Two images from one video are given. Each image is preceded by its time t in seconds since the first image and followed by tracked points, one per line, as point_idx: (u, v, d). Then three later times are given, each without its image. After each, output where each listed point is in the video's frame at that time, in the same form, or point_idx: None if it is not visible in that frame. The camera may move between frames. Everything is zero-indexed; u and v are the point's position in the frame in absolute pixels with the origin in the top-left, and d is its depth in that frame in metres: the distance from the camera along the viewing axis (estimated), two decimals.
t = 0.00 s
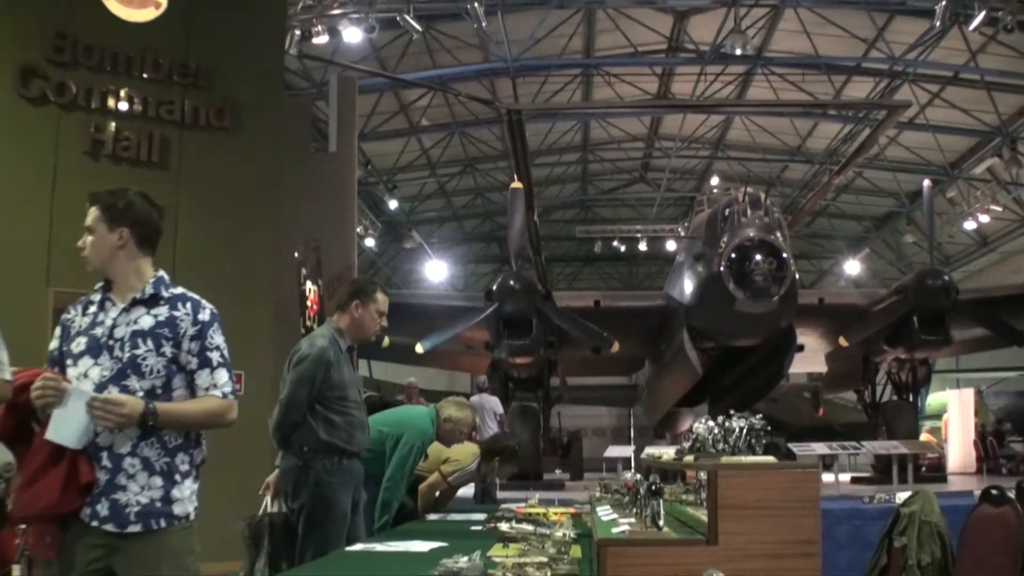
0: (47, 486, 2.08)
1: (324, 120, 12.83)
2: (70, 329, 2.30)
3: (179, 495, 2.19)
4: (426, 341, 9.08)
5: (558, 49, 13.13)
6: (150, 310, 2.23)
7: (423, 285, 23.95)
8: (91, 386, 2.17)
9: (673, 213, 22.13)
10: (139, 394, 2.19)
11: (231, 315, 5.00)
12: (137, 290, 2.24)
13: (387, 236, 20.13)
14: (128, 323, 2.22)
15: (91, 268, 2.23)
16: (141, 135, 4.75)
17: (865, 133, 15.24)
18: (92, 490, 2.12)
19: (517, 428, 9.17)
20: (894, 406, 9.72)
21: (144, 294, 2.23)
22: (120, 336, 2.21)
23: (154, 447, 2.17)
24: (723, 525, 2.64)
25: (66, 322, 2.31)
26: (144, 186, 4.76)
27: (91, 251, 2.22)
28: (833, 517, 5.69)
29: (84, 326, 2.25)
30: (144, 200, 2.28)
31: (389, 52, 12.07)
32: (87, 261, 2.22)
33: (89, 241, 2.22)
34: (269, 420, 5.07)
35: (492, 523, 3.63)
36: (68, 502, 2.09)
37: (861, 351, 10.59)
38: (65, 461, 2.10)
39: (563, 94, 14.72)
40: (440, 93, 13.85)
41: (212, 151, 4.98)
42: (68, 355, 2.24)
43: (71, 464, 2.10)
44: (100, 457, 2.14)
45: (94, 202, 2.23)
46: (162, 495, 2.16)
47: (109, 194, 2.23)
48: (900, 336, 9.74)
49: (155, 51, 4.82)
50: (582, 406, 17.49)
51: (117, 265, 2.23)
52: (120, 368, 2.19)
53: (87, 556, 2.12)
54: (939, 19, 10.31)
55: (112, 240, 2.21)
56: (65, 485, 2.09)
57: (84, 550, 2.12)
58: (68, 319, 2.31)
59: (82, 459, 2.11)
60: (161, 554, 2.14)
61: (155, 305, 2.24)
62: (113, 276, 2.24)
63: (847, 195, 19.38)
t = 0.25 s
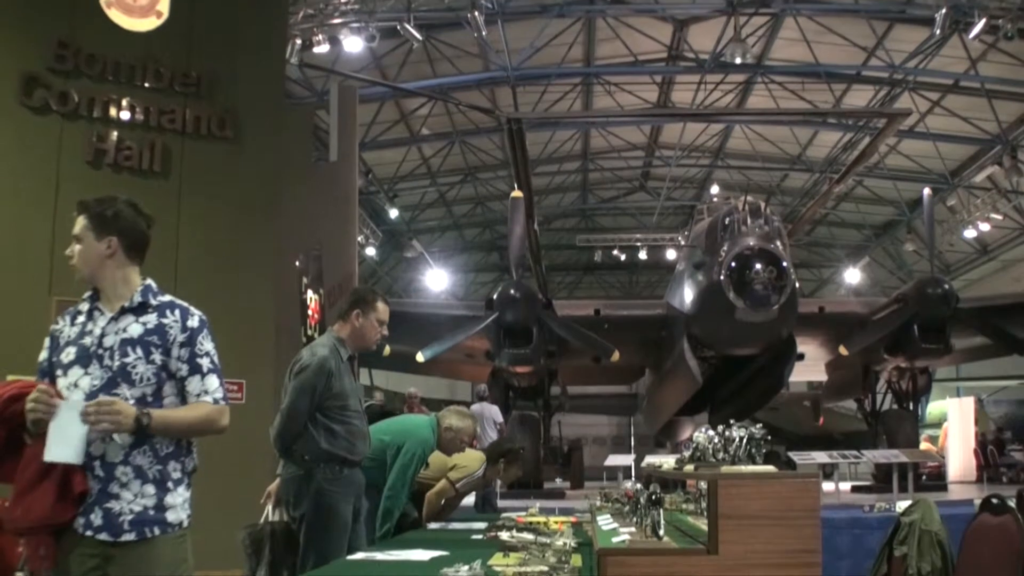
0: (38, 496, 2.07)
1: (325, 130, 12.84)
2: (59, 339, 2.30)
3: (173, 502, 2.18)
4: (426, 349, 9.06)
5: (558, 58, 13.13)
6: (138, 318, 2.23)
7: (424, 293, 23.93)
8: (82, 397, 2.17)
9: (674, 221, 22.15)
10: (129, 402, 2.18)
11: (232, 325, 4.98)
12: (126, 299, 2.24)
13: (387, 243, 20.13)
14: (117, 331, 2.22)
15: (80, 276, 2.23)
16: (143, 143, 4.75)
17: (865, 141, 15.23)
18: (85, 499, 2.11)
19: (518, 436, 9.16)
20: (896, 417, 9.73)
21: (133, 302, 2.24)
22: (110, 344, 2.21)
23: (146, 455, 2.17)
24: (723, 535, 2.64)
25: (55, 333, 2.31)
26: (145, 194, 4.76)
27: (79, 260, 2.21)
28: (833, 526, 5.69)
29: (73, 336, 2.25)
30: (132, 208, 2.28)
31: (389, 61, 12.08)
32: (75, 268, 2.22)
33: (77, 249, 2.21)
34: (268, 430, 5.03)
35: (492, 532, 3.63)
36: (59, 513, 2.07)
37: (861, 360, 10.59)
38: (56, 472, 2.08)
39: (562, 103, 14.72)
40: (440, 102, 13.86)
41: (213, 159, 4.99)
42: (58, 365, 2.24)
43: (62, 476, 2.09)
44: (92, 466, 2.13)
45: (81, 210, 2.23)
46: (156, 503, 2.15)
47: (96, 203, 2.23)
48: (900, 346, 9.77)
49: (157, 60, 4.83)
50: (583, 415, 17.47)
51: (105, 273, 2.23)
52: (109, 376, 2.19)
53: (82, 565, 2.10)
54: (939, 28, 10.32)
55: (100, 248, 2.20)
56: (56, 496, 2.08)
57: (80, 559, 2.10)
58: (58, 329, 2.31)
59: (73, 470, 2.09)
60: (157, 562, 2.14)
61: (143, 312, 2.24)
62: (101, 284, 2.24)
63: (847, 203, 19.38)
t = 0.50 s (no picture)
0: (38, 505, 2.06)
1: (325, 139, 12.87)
2: (50, 346, 2.28)
3: (175, 507, 2.19)
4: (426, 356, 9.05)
5: (557, 66, 13.15)
6: (133, 325, 2.23)
7: (424, 300, 23.94)
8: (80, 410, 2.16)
9: (674, 228, 22.16)
10: (128, 409, 2.19)
11: (232, 332, 4.98)
12: (121, 305, 2.24)
13: (388, 249, 20.15)
14: (112, 339, 2.21)
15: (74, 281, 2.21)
16: (144, 151, 4.76)
17: (865, 148, 15.24)
18: (87, 509, 2.11)
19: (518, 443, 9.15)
20: (896, 425, 9.73)
21: (127, 308, 2.23)
22: (105, 352, 2.20)
23: (146, 462, 2.17)
24: (723, 543, 2.65)
25: (45, 340, 2.29)
26: (146, 203, 4.76)
27: (74, 266, 2.20)
28: (833, 534, 5.68)
29: (65, 344, 2.23)
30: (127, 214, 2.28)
31: (390, 68, 12.10)
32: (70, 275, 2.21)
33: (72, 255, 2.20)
34: (268, 439, 5.01)
35: (492, 540, 3.63)
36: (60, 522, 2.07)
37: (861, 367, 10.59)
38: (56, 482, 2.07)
39: (563, 110, 14.73)
40: (440, 109, 13.87)
41: (214, 167, 4.99)
42: (53, 373, 2.22)
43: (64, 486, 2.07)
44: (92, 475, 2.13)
45: (75, 215, 2.21)
46: (158, 508, 2.16)
47: (91, 209, 2.23)
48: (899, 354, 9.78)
49: (159, 69, 4.85)
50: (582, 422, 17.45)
51: (102, 279, 2.22)
52: (107, 385, 2.18)
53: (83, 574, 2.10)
54: (938, 35, 10.33)
55: (94, 254, 2.20)
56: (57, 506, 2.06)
57: (78, 564, 2.09)
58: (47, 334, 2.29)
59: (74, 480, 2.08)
60: (156, 569, 2.14)
61: (138, 319, 2.24)
62: (96, 290, 2.24)
63: (847, 210, 19.39)
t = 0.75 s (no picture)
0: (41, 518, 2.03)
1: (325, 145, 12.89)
2: (43, 351, 2.24)
3: (177, 515, 2.19)
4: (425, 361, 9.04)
5: (557, 73, 13.18)
6: (134, 330, 2.22)
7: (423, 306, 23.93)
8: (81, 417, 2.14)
9: (674, 234, 22.17)
10: (131, 417, 2.17)
11: (233, 338, 4.93)
12: (122, 311, 2.23)
13: (388, 254, 20.15)
14: (112, 345, 2.19)
15: (74, 284, 2.19)
16: (143, 157, 4.72)
17: (865, 154, 15.25)
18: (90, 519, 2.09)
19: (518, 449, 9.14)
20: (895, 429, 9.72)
21: (128, 314, 2.22)
22: (106, 359, 2.18)
23: (149, 471, 2.16)
24: (723, 548, 2.66)
25: (39, 344, 2.24)
26: (146, 208, 4.72)
27: (76, 268, 2.18)
28: (833, 540, 5.67)
29: (62, 350, 2.19)
30: (131, 218, 2.27)
31: (390, 75, 12.12)
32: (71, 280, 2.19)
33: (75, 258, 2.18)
34: (268, 446, 4.96)
35: (492, 546, 3.63)
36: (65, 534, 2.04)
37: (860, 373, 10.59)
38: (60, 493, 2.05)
39: (562, 116, 14.75)
40: (440, 116, 13.90)
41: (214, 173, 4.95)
42: (50, 380, 2.18)
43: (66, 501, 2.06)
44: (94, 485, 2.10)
45: (79, 216, 2.20)
46: (162, 516, 2.15)
47: (97, 211, 2.21)
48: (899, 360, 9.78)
49: (159, 75, 4.82)
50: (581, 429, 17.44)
51: (106, 282, 2.22)
52: (108, 392, 2.16)
53: None
54: (937, 42, 10.35)
55: (104, 257, 2.20)
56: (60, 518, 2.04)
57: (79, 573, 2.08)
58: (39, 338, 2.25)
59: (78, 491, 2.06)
60: None
61: (138, 325, 2.23)
62: (97, 294, 2.22)
63: (846, 216, 19.40)
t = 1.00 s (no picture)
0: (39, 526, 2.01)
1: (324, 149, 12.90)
2: (45, 350, 2.19)
3: (175, 526, 2.18)
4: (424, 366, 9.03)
5: (556, 76, 13.21)
6: (141, 337, 2.22)
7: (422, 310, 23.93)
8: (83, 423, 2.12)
9: (673, 238, 22.18)
10: (134, 425, 2.16)
11: (234, 338, 4.93)
12: (129, 315, 2.22)
13: (388, 258, 20.15)
14: (118, 350, 2.18)
15: (82, 283, 2.18)
16: (142, 160, 4.73)
17: (864, 159, 15.27)
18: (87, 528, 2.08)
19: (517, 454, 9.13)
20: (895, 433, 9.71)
21: (136, 320, 2.22)
22: (111, 364, 2.16)
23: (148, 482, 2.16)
24: (724, 551, 2.66)
25: (39, 341, 2.19)
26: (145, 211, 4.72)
27: (86, 267, 2.17)
28: (833, 544, 5.67)
29: (65, 351, 2.17)
30: (144, 221, 2.28)
31: (388, 79, 12.14)
32: (78, 279, 2.17)
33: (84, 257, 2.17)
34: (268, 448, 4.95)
35: (491, 550, 3.63)
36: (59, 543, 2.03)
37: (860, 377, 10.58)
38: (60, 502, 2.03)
39: (562, 120, 14.77)
40: (439, 119, 13.92)
41: (212, 177, 4.95)
42: (51, 382, 2.15)
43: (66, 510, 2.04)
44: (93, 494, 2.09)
45: (92, 214, 2.19)
46: (161, 527, 2.15)
47: (112, 210, 2.22)
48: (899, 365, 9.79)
49: (158, 78, 4.83)
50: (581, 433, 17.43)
51: (116, 284, 2.21)
52: (112, 397, 2.15)
53: None
54: (936, 46, 10.37)
55: (114, 257, 2.19)
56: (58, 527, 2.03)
57: None
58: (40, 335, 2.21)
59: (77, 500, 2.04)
60: None
61: (145, 332, 2.22)
62: (104, 295, 2.21)
63: (846, 221, 19.41)
